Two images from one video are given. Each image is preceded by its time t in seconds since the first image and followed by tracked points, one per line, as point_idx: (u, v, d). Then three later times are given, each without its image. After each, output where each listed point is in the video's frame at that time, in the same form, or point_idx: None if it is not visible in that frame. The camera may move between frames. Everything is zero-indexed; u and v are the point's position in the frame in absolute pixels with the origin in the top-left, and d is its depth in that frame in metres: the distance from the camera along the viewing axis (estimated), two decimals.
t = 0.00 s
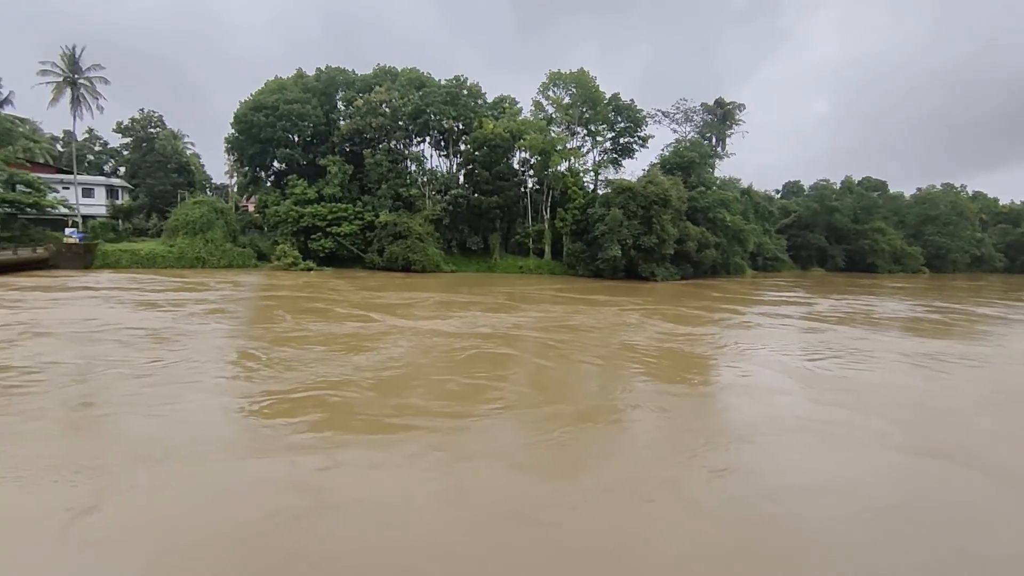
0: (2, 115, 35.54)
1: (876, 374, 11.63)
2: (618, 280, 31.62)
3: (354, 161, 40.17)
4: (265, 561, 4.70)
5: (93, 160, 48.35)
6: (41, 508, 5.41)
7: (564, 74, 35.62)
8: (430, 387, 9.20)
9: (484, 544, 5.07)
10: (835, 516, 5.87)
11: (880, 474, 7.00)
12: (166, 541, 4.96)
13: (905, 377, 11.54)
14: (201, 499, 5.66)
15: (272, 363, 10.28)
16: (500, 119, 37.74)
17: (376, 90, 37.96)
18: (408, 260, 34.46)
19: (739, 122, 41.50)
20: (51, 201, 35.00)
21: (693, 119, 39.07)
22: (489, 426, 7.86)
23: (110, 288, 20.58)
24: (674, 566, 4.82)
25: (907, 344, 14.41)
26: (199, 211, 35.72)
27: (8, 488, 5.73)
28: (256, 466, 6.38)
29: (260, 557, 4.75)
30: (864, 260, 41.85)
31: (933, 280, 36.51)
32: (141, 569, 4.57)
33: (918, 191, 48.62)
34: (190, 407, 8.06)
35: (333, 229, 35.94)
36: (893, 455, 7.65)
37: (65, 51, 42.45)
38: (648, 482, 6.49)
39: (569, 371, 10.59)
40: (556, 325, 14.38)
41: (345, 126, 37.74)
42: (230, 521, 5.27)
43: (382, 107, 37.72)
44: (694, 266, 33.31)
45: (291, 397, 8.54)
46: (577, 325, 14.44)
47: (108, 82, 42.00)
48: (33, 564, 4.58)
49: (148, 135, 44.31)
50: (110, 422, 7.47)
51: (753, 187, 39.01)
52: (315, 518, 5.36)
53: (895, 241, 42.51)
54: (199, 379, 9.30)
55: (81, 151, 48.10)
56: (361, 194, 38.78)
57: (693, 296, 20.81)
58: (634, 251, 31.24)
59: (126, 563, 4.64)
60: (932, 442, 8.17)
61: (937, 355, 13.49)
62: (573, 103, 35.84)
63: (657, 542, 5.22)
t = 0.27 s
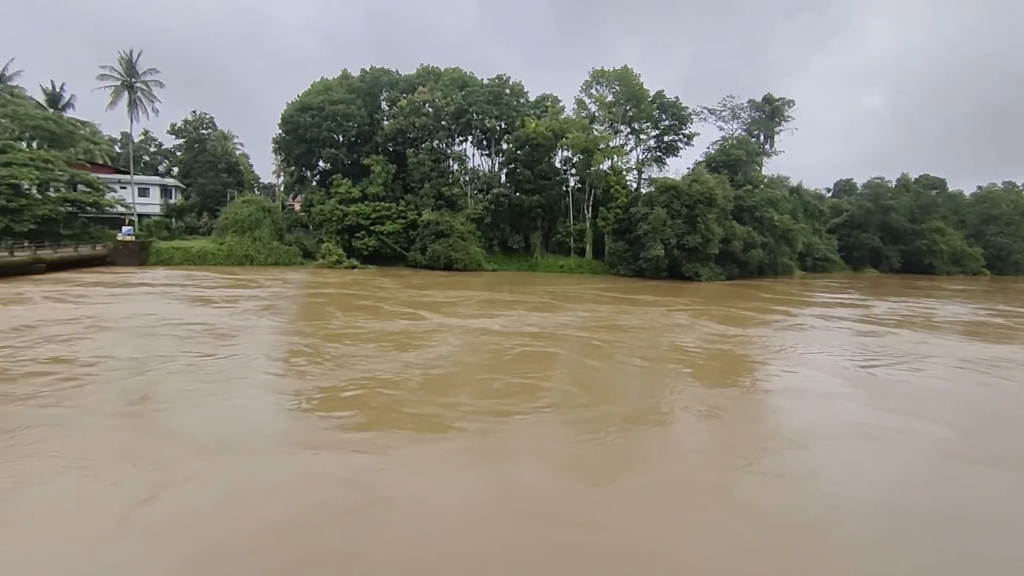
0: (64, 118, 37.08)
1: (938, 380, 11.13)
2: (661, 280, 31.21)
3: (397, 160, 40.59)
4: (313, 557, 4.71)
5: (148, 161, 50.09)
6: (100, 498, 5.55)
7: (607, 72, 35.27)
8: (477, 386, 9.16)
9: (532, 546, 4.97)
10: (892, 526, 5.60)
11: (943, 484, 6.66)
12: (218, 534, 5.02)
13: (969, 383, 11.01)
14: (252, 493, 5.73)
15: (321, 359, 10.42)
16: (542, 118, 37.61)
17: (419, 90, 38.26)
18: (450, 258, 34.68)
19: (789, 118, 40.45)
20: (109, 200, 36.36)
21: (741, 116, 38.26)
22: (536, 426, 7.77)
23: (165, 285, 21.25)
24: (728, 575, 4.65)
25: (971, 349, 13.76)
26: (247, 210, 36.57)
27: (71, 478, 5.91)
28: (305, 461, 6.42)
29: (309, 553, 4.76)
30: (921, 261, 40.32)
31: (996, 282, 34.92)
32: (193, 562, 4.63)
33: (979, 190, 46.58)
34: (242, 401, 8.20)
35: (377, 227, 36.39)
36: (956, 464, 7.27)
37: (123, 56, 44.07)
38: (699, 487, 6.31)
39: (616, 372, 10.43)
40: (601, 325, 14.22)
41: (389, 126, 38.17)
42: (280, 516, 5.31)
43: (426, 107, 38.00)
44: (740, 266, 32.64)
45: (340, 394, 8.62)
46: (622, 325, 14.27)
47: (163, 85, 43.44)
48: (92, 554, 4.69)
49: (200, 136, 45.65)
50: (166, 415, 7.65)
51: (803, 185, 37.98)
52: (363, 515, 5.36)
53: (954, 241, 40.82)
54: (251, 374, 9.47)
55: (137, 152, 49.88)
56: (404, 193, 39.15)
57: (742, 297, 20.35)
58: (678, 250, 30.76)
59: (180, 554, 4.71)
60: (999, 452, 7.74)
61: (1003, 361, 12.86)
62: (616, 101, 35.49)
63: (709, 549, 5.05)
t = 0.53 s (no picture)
0: (117, 120, 38.42)
1: (998, 386, 10.67)
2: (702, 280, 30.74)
3: (436, 159, 40.88)
4: (361, 551, 4.75)
5: (196, 161, 51.56)
6: (157, 489, 5.71)
7: (648, 69, 34.86)
8: (522, 386, 9.14)
9: (578, 546, 4.92)
10: (949, 535, 5.40)
11: (1004, 493, 6.37)
12: (269, 526, 5.11)
13: None
14: (301, 486, 5.81)
15: (366, 356, 10.54)
16: (582, 116, 37.42)
17: (459, 90, 38.43)
18: (488, 257, 34.79)
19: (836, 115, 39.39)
20: (159, 199, 37.53)
21: (786, 113, 37.39)
22: (583, 426, 7.70)
23: (214, 282, 21.83)
24: None
25: None
26: (290, 208, 37.40)
27: (128, 468, 6.10)
28: (352, 457, 6.49)
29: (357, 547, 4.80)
30: (976, 262, 38.81)
31: None
32: (245, 552, 4.72)
33: None
34: (291, 396, 8.35)
35: (416, 226, 36.71)
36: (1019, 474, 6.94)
37: (173, 59, 45.46)
38: (749, 491, 6.16)
39: (662, 373, 10.28)
40: (644, 326, 14.08)
41: (429, 126, 38.47)
42: (329, 509, 5.38)
43: (465, 107, 38.18)
44: (784, 266, 31.94)
45: (386, 391, 8.70)
46: (665, 326, 14.09)
47: (210, 87, 44.65)
48: (149, 542, 4.82)
49: (245, 136, 46.79)
50: (218, 409, 7.83)
51: (851, 184, 36.95)
52: (409, 511, 5.39)
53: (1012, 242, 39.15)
54: (298, 369, 9.65)
55: (185, 152, 51.42)
56: (442, 192, 39.40)
57: (788, 298, 19.87)
58: (720, 250, 30.25)
59: (233, 545, 4.82)
60: None
61: None
62: (657, 99, 35.08)
63: (760, 555, 4.92)
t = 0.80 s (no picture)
0: (162, 119, 39.45)
1: None
2: (740, 280, 30.22)
3: (471, 157, 40.97)
4: (401, 548, 4.73)
5: (237, 159, 52.68)
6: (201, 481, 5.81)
7: (686, 65, 34.35)
8: (563, 386, 9.05)
9: (617, 550, 4.82)
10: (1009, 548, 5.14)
11: None
12: (310, 521, 5.13)
13: None
14: (341, 482, 5.83)
15: (406, 353, 10.59)
16: (618, 113, 37.09)
17: (494, 88, 38.41)
18: (522, 255, 34.75)
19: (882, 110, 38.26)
20: (202, 197, 38.45)
21: (830, 109, 36.45)
22: (625, 428, 7.58)
23: (255, 277, 22.27)
24: None
25: None
26: (328, 205, 37.87)
27: (172, 460, 6.22)
28: (392, 453, 6.50)
29: (397, 545, 4.79)
30: None
31: None
32: (283, 546, 4.76)
33: None
34: (332, 392, 8.42)
35: (450, 224, 36.87)
36: None
37: (216, 60, 46.50)
38: (797, 497, 5.96)
39: (705, 375, 10.08)
40: (682, 326, 13.86)
41: (464, 124, 38.56)
42: (369, 506, 5.38)
43: (500, 104, 38.16)
44: (826, 266, 31.18)
45: (427, 388, 8.70)
46: (704, 326, 13.85)
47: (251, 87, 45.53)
48: (194, 534, 4.90)
49: (284, 135, 47.60)
50: (262, 403, 7.94)
51: (897, 182, 35.85)
52: (448, 509, 5.35)
53: None
54: (339, 366, 9.74)
55: (226, 150, 52.58)
56: (477, 190, 39.48)
57: (834, 299, 19.35)
58: (759, 249, 29.67)
59: (275, 538, 4.86)
60: None
61: None
62: (695, 95, 34.54)
63: (809, 563, 4.75)
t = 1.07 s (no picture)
0: (199, 116, 40.08)
1: None
2: (773, 279, 29.79)
3: (501, 154, 40.90)
4: (434, 546, 4.70)
5: (271, 156, 53.51)
6: (241, 473, 5.89)
7: (720, 60, 33.92)
8: (599, 384, 8.98)
9: (653, 550, 4.77)
10: None
11: None
12: (345, 516, 5.14)
13: None
14: (377, 478, 5.84)
15: (440, 350, 10.62)
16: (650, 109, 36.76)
17: (525, 84, 38.30)
18: (551, 252, 34.68)
19: (925, 106, 37.21)
20: (236, 192, 39.06)
21: (870, 104, 35.57)
22: (663, 428, 7.48)
23: (290, 273, 22.58)
24: None
25: None
26: (359, 201, 38.12)
27: (213, 450, 6.35)
28: (427, 449, 6.50)
29: (429, 543, 4.75)
30: None
31: None
32: (321, 537, 4.82)
33: None
34: (369, 387, 8.49)
35: (480, 220, 36.92)
36: None
37: (251, 58, 47.19)
38: (843, 504, 5.77)
39: (743, 375, 9.90)
40: (716, 325, 13.69)
41: (495, 120, 38.53)
42: (403, 503, 5.37)
43: (531, 101, 38.02)
44: (863, 266, 30.51)
45: (461, 383, 8.75)
46: (738, 326, 13.65)
47: (285, 84, 46.11)
48: (232, 526, 4.95)
49: (317, 132, 48.20)
50: (300, 397, 8.04)
51: (940, 179, 34.86)
52: (483, 509, 5.31)
53: None
54: (374, 360, 9.82)
55: (261, 147, 53.45)
56: (507, 186, 39.41)
57: (874, 300, 18.87)
58: (793, 248, 29.17)
59: (311, 533, 4.87)
60: None
61: None
62: (729, 91, 34.01)
63: (855, 575, 4.56)
